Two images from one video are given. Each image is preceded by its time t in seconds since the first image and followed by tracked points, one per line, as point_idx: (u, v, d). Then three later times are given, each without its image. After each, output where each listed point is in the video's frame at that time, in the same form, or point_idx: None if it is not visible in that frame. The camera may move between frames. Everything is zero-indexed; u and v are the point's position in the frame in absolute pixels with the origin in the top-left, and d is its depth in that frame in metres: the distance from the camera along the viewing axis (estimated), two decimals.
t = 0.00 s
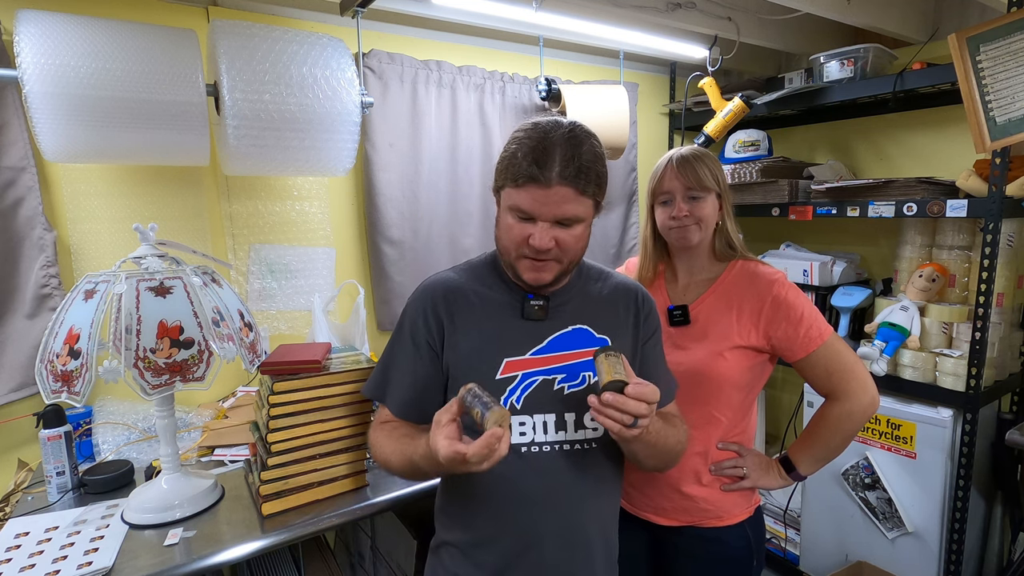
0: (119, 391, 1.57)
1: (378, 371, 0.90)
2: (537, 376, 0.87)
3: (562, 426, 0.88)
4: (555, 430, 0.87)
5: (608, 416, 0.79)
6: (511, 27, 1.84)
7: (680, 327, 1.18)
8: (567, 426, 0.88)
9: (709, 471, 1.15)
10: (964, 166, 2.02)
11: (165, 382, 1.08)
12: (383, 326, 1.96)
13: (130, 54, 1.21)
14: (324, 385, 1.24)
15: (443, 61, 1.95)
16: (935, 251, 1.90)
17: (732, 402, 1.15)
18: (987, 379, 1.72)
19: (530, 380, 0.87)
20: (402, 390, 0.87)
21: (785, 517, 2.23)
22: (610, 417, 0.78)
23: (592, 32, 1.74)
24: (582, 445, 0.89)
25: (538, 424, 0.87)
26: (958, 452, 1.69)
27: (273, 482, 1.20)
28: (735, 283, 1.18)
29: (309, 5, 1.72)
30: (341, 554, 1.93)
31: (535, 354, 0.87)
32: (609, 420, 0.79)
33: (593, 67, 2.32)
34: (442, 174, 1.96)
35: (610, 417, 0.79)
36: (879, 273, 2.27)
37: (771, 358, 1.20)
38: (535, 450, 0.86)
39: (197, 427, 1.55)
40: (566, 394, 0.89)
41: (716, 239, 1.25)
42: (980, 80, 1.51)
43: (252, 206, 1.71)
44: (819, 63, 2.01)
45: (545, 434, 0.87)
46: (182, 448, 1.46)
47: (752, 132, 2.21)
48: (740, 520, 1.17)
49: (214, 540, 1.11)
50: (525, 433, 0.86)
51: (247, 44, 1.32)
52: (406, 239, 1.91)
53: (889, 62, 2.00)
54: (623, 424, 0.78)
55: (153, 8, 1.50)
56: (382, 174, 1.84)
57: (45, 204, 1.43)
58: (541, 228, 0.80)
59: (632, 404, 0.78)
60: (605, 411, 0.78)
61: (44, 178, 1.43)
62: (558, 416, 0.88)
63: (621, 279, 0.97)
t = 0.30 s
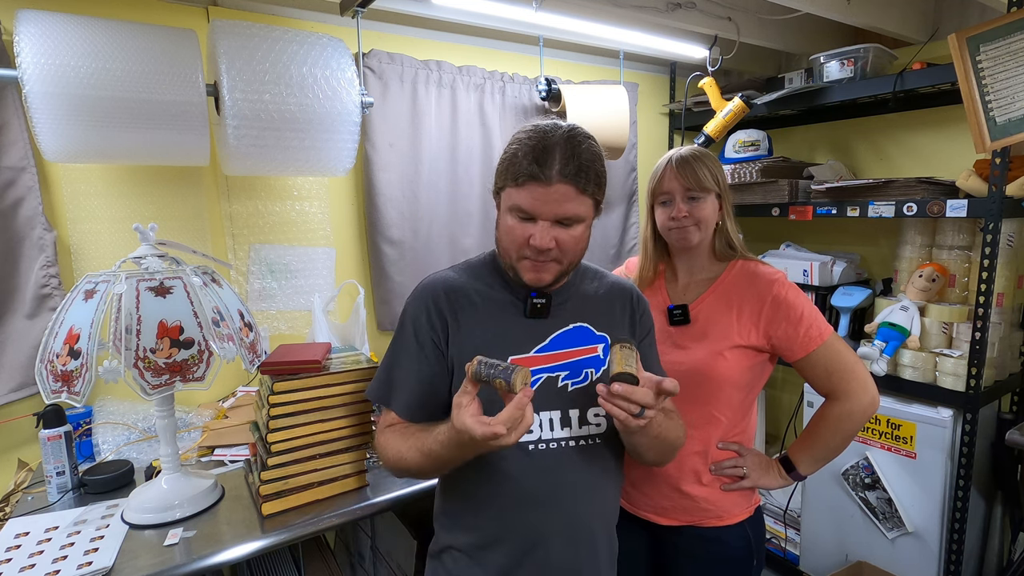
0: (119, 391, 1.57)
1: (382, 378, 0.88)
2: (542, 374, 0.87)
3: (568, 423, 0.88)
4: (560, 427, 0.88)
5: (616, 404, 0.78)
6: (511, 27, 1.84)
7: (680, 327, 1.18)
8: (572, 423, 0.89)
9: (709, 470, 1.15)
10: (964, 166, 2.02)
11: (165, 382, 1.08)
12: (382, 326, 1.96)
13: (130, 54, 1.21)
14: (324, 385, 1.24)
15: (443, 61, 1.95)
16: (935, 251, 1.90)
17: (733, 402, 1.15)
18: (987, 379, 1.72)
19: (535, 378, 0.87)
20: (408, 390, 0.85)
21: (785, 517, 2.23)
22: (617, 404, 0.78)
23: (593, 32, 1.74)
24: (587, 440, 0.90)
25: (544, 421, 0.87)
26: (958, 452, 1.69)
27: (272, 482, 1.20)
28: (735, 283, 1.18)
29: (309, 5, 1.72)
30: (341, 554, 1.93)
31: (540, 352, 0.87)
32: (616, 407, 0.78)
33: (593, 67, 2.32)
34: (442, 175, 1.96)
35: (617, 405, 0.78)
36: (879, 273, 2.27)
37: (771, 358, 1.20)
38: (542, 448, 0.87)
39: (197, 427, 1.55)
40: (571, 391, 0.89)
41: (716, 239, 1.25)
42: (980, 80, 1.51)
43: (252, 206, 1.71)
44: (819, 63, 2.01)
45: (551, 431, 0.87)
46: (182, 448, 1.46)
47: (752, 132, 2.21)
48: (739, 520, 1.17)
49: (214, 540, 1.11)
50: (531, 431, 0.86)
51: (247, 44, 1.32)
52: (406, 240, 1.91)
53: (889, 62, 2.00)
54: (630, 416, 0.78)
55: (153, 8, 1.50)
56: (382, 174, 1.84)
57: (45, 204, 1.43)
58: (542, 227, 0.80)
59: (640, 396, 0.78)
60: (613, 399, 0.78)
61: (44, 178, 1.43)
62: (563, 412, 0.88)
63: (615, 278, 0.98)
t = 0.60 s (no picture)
0: (119, 391, 1.57)
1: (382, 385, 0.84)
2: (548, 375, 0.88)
3: (574, 422, 0.90)
4: (568, 427, 0.89)
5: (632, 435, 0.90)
6: (511, 27, 1.84)
7: (680, 326, 1.19)
8: (578, 422, 0.90)
9: (710, 470, 1.15)
10: (964, 166, 2.03)
11: (165, 382, 1.08)
12: (382, 326, 1.96)
13: (130, 54, 1.21)
14: (324, 385, 1.24)
15: (443, 61, 1.95)
16: (935, 251, 1.90)
17: (734, 401, 1.15)
18: (987, 379, 1.72)
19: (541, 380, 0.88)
20: (412, 395, 0.82)
21: (786, 517, 2.23)
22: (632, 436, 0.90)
23: (593, 32, 1.74)
24: (592, 439, 0.92)
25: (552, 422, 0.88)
26: (958, 452, 1.69)
27: (272, 482, 1.20)
28: (735, 282, 1.18)
29: (308, 5, 1.72)
30: (341, 554, 1.93)
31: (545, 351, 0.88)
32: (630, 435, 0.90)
33: (593, 67, 2.32)
34: (442, 175, 1.96)
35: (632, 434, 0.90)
36: (879, 273, 2.27)
37: (771, 357, 1.20)
38: (552, 448, 0.87)
39: (197, 427, 1.55)
40: (576, 390, 0.91)
41: (716, 239, 1.25)
42: (980, 80, 1.51)
43: (252, 206, 1.71)
44: (819, 63, 2.01)
45: (560, 431, 0.88)
46: (182, 448, 1.46)
47: (752, 132, 2.21)
48: (741, 520, 1.17)
49: (214, 540, 1.11)
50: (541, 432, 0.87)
51: (247, 44, 1.32)
52: (406, 240, 1.91)
53: (889, 62, 2.00)
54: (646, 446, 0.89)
55: (153, 8, 1.50)
56: (382, 174, 1.84)
57: (45, 204, 1.43)
58: (556, 217, 0.80)
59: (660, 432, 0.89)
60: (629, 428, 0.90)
61: (44, 178, 1.43)
62: (569, 412, 0.90)
63: (604, 278, 1.00)
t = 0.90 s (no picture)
0: (118, 392, 1.57)
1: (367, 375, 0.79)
2: (554, 374, 0.88)
3: (579, 420, 0.90)
4: (575, 424, 0.89)
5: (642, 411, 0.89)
6: (511, 27, 1.84)
7: (681, 326, 1.19)
8: (583, 419, 0.91)
9: (710, 470, 1.15)
10: (964, 166, 2.03)
11: (165, 382, 1.08)
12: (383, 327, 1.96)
13: (130, 54, 1.21)
14: (324, 385, 1.24)
15: (443, 61, 1.95)
16: (935, 251, 1.90)
17: (733, 401, 1.15)
18: (987, 379, 1.72)
19: (549, 379, 0.87)
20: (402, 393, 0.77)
21: (785, 517, 2.23)
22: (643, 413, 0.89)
23: (593, 32, 1.74)
24: (595, 435, 0.93)
25: (562, 420, 0.88)
26: (958, 452, 1.69)
27: (273, 482, 1.20)
28: (736, 282, 1.18)
29: (309, 5, 1.72)
30: (341, 554, 1.93)
31: (548, 351, 0.87)
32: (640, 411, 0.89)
33: (592, 67, 2.32)
34: (442, 175, 1.96)
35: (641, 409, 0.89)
36: (879, 273, 2.27)
37: (772, 357, 1.20)
38: (563, 447, 0.87)
39: (197, 427, 1.55)
40: (578, 388, 0.91)
41: (716, 238, 1.25)
42: (980, 80, 1.51)
43: (252, 206, 1.71)
44: (819, 63, 2.01)
45: (569, 429, 0.88)
46: (182, 448, 1.46)
47: (752, 132, 2.21)
48: (742, 519, 1.17)
49: (214, 540, 1.11)
50: (552, 432, 0.86)
51: (247, 44, 1.32)
52: (406, 240, 1.91)
53: (889, 62, 2.00)
54: (657, 420, 0.89)
55: (154, 8, 1.50)
56: (382, 174, 1.84)
57: (45, 204, 1.43)
58: (553, 207, 0.80)
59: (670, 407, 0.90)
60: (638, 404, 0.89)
61: (44, 178, 1.43)
62: (575, 410, 0.90)
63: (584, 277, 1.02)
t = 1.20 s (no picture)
0: (118, 392, 1.57)
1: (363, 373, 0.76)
2: (548, 378, 0.88)
3: (574, 422, 0.91)
4: (569, 427, 0.90)
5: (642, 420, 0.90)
6: (511, 27, 1.84)
7: (681, 326, 1.19)
8: (577, 421, 0.92)
9: (710, 470, 1.15)
10: (964, 166, 2.03)
11: (165, 382, 1.08)
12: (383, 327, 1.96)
13: (130, 54, 1.21)
14: (324, 385, 1.24)
15: (443, 61, 1.95)
16: (935, 251, 1.90)
17: (734, 402, 1.15)
18: (987, 379, 1.72)
19: (543, 384, 0.88)
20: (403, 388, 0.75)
21: (785, 517, 2.23)
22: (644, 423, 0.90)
23: (593, 32, 1.74)
24: (589, 436, 0.94)
25: (556, 424, 0.88)
26: (958, 452, 1.69)
27: (272, 482, 1.20)
28: (736, 282, 1.18)
29: (309, 5, 1.72)
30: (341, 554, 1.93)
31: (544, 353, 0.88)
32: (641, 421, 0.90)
33: (592, 67, 2.32)
34: (442, 175, 1.96)
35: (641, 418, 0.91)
36: (879, 273, 2.27)
37: (772, 357, 1.20)
38: (557, 450, 0.88)
39: (197, 427, 1.55)
40: (572, 390, 0.92)
41: (715, 236, 1.25)
42: (980, 80, 1.51)
43: (252, 206, 1.71)
44: (819, 63, 2.01)
45: (563, 432, 0.89)
46: (182, 448, 1.46)
47: (752, 132, 2.21)
48: (742, 519, 1.17)
49: (214, 540, 1.11)
50: (547, 436, 0.87)
51: (247, 44, 1.32)
52: (406, 240, 1.91)
53: (889, 62, 2.00)
54: (655, 432, 0.91)
55: (154, 8, 1.51)
56: (382, 174, 1.84)
57: (45, 204, 1.43)
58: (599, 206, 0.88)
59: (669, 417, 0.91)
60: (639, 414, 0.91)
61: (44, 178, 1.42)
62: (569, 413, 0.91)
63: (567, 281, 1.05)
